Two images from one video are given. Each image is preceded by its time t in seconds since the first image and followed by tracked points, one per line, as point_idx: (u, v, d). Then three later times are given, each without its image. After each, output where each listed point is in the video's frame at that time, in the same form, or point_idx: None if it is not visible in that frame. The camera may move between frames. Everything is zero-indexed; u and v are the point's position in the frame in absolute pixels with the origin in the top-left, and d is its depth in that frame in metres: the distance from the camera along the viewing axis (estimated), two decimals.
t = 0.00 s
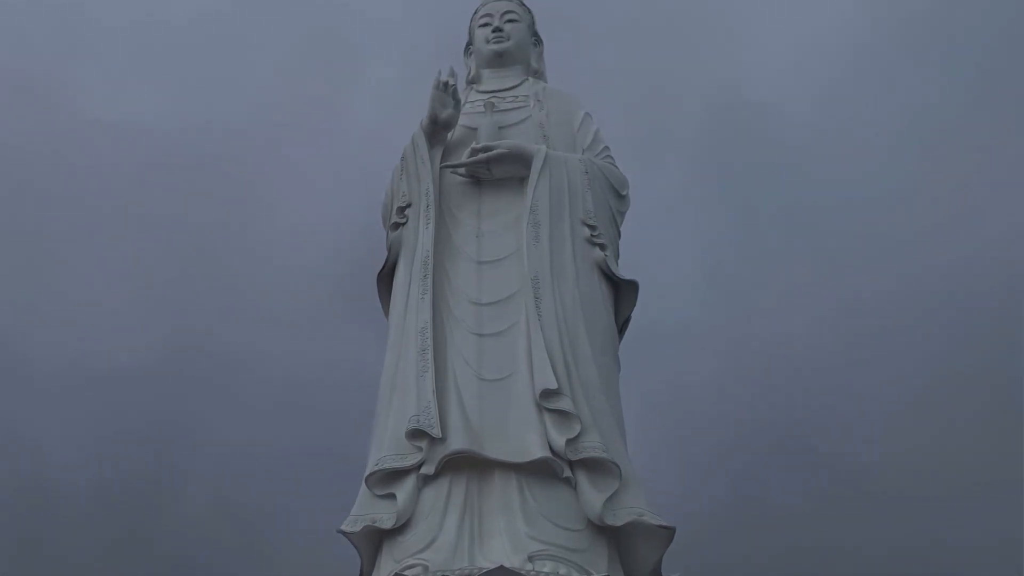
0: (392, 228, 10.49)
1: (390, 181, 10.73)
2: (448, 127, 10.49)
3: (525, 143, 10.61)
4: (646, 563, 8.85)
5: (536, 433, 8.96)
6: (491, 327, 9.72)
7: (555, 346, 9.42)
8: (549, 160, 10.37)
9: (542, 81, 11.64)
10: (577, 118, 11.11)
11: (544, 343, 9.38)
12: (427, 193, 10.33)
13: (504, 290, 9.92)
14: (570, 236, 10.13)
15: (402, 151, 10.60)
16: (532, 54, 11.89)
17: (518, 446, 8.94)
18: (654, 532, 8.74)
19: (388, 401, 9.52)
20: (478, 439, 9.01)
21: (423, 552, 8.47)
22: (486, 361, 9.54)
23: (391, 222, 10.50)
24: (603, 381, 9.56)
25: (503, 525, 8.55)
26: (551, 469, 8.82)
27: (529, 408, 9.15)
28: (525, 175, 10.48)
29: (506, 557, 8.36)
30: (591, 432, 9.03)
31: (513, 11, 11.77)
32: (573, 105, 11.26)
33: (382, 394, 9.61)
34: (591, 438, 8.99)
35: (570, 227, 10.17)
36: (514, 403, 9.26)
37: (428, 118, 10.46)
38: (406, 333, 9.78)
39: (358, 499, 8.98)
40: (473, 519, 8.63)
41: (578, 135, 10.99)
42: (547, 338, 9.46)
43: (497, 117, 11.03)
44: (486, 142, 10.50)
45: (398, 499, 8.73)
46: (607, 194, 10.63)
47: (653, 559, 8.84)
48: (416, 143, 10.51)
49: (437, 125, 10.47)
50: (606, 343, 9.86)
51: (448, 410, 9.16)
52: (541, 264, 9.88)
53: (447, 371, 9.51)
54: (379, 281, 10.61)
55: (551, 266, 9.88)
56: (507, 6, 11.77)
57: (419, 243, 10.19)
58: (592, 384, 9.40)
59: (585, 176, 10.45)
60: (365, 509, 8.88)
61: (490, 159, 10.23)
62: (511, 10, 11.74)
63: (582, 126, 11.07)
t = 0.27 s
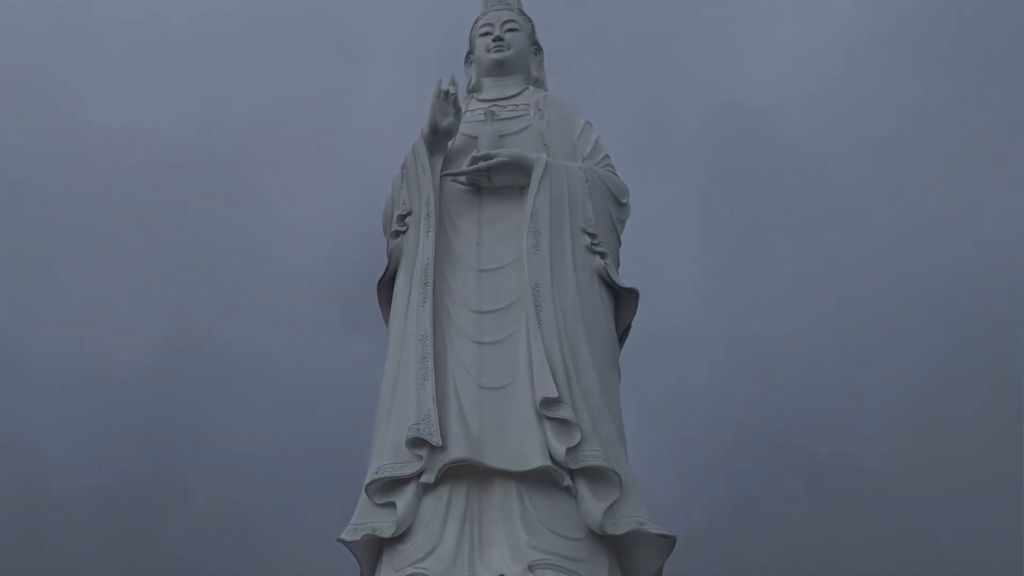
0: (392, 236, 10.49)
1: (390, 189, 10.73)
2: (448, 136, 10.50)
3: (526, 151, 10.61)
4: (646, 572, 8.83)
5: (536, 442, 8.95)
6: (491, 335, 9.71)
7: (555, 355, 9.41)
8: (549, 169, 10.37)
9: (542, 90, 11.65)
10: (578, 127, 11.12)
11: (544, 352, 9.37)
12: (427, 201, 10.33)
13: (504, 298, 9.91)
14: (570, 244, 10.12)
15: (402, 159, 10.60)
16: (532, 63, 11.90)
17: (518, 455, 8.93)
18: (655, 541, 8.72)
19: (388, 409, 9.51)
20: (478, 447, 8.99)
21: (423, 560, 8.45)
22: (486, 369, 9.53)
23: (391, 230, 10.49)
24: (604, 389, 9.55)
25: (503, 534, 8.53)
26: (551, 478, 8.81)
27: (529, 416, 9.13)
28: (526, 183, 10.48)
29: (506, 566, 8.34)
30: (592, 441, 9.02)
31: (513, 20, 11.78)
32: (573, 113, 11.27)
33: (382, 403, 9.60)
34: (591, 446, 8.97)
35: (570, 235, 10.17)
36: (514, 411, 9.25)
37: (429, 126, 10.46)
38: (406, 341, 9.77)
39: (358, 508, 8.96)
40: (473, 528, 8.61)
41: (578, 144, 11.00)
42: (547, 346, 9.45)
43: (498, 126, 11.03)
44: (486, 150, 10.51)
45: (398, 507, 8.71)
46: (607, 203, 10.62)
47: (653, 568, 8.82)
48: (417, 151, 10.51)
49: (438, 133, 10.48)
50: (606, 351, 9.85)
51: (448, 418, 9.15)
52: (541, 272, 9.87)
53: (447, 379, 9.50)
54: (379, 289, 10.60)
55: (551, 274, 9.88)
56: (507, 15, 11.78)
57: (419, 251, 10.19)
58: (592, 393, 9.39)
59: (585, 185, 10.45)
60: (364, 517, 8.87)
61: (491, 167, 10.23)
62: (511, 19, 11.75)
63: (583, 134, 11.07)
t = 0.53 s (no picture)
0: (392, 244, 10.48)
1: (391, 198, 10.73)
2: (449, 144, 10.50)
3: (526, 160, 10.60)
4: None
5: (536, 450, 8.93)
6: (492, 343, 9.70)
7: (555, 362, 9.40)
8: (550, 177, 10.37)
9: (543, 98, 11.65)
10: (578, 135, 11.12)
11: (544, 360, 9.36)
12: (427, 209, 10.33)
13: (504, 306, 9.90)
14: (570, 252, 10.11)
15: (403, 167, 10.60)
16: (532, 71, 11.90)
17: (519, 463, 8.91)
18: (655, 549, 8.70)
19: (388, 417, 9.49)
20: (478, 455, 8.97)
21: (423, 570, 8.43)
22: (486, 377, 9.52)
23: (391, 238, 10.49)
24: (604, 397, 9.53)
25: (504, 543, 8.50)
26: (552, 487, 8.79)
27: (529, 425, 9.12)
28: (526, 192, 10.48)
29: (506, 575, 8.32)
30: (592, 449, 9.00)
31: (514, 29, 11.78)
32: (574, 122, 11.27)
33: (381, 410, 9.58)
34: (591, 455, 8.95)
35: (570, 243, 10.16)
36: (515, 419, 9.23)
37: (429, 135, 10.46)
38: (406, 349, 9.76)
39: (358, 516, 8.94)
40: (473, 536, 8.59)
41: (578, 152, 10.99)
42: (547, 354, 9.44)
43: (498, 134, 11.03)
44: (486, 158, 10.51)
45: (398, 516, 8.69)
46: (607, 211, 10.62)
47: None
48: (418, 159, 10.52)
49: (438, 142, 10.48)
50: (606, 360, 9.84)
51: (448, 426, 9.13)
52: (541, 280, 9.86)
53: (447, 387, 9.49)
54: (380, 296, 10.59)
55: (551, 282, 9.87)
56: (507, 24, 11.79)
57: (420, 259, 10.18)
58: (593, 401, 9.38)
59: (586, 193, 10.45)
60: (364, 526, 8.84)
61: (491, 175, 10.23)
62: (511, 27, 11.75)
63: (583, 142, 11.07)
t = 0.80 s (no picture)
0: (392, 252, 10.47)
1: (391, 205, 10.73)
2: (449, 152, 10.50)
3: (526, 168, 10.60)
4: None
5: (536, 458, 8.91)
6: (491, 351, 9.69)
7: (555, 370, 9.38)
8: (550, 184, 10.37)
9: (543, 106, 11.65)
10: (578, 143, 11.12)
11: (545, 367, 9.34)
12: (427, 216, 10.32)
13: (504, 314, 9.90)
14: (570, 260, 10.11)
15: (403, 175, 10.60)
16: (533, 80, 11.90)
17: (519, 471, 8.89)
18: (656, 558, 8.67)
19: (387, 425, 9.48)
20: (478, 463, 8.96)
21: None
22: (486, 385, 9.51)
23: (391, 246, 10.48)
24: (604, 405, 9.52)
25: (504, 551, 8.48)
26: (552, 495, 8.77)
27: (529, 433, 9.10)
28: (526, 199, 10.47)
29: None
30: (592, 457, 8.98)
31: (514, 37, 11.79)
32: (574, 130, 11.27)
33: (381, 419, 9.57)
34: (591, 463, 8.93)
35: (570, 251, 10.15)
36: (515, 427, 9.21)
37: (429, 143, 10.47)
38: (406, 357, 9.75)
39: (358, 525, 8.92)
40: (473, 545, 8.57)
41: (578, 160, 10.99)
42: (547, 362, 9.43)
43: (498, 142, 11.03)
44: (487, 166, 10.50)
45: (398, 524, 8.67)
46: (607, 219, 10.62)
47: None
48: (418, 167, 10.52)
49: (438, 150, 10.49)
50: (606, 367, 9.82)
51: (448, 434, 9.12)
52: (541, 288, 9.85)
53: (447, 395, 9.47)
54: (380, 304, 10.58)
55: (551, 290, 9.86)
56: (507, 33, 11.80)
57: (420, 267, 10.18)
58: (593, 409, 9.36)
59: (586, 201, 10.45)
60: (364, 534, 8.83)
61: (491, 183, 10.23)
62: (512, 36, 11.76)
63: (583, 150, 11.07)
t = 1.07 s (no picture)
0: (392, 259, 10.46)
1: (391, 213, 10.72)
2: (449, 160, 10.50)
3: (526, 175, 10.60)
4: None
5: (536, 466, 8.89)
6: (491, 359, 9.68)
7: (555, 378, 9.37)
8: (550, 192, 10.36)
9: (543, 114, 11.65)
10: (578, 151, 11.12)
11: (545, 375, 9.33)
12: (428, 224, 10.32)
13: (504, 321, 9.89)
14: (570, 267, 10.10)
15: (403, 183, 10.60)
16: (533, 88, 11.91)
17: (519, 479, 8.87)
18: (656, 566, 8.65)
19: (387, 433, 9.46)
20: (478, 471, 8.94)
21: None
22: (486, 393, 9.49)
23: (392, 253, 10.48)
24: (604, 413, 9.51)
25: (503, 560, 8.44)
26: (552, 503, 8.76)
27: (529, 440, 9.09)
28: (526, 207, 10.47)
29: None
30: (592, 465, 8.97)
31: (514, 46, 11.80)
32: (574, 137, 11.27)
33: (381, 426, 9.56)
34: (591, 471, 8.92)
35: (571, 259, 10.15)
36: (515, 435, 9.20)
37: (429, 150, 10.47)
38: (406, 364, 9.74)
39: (357, 532, 8.91)
40: (472, 553, 8.55)
41: (578, 168, 10.99)
42: (547, 369, 9.41)
43: (498, 149, 11.03)
44: (487, 174, 10.50)
45: (398, 532, 8.65)
46: (608, 226, 10.61)
47: None
48: (418, 175, 10.52)
49: (439, 157, 10.49)
50: (606, 375, 9.81)
51: (448, 442, 9.10)
52: (542, 295, 9.84)
53: (447, 402, 9.46)
54: (380, 311, 10.57)
55: (551, 297, 9.85)
56: (507, 41, 11.80)
57: (420, 274, 10.17)
58: (593, 417, 9.35)
59: (586, 209, 10.44)
60: (363, 542, 8.81)
61: (491, 190, 10.22)
62: (512, 44, 11.77)
63: (583, 158, 11.07)
